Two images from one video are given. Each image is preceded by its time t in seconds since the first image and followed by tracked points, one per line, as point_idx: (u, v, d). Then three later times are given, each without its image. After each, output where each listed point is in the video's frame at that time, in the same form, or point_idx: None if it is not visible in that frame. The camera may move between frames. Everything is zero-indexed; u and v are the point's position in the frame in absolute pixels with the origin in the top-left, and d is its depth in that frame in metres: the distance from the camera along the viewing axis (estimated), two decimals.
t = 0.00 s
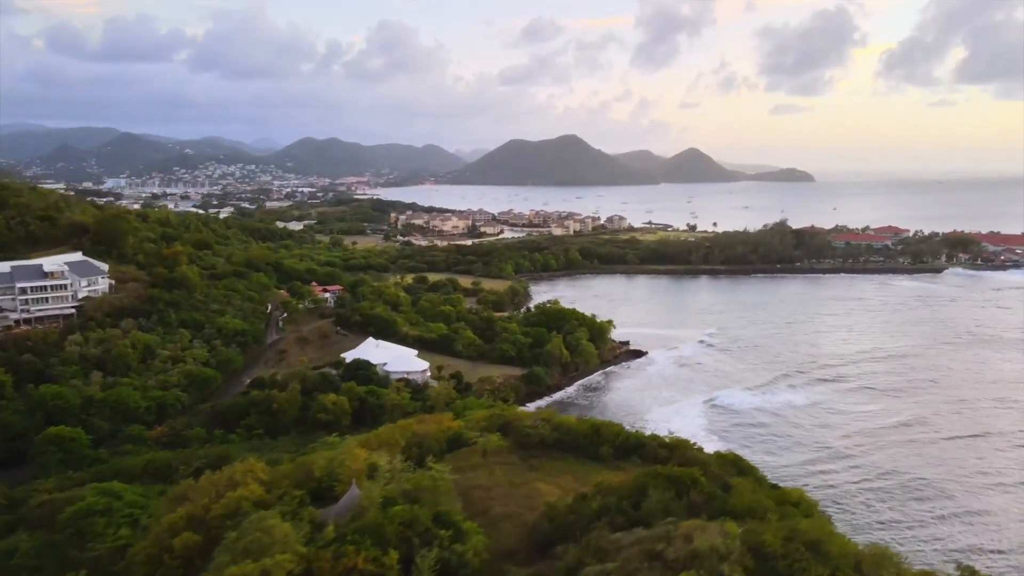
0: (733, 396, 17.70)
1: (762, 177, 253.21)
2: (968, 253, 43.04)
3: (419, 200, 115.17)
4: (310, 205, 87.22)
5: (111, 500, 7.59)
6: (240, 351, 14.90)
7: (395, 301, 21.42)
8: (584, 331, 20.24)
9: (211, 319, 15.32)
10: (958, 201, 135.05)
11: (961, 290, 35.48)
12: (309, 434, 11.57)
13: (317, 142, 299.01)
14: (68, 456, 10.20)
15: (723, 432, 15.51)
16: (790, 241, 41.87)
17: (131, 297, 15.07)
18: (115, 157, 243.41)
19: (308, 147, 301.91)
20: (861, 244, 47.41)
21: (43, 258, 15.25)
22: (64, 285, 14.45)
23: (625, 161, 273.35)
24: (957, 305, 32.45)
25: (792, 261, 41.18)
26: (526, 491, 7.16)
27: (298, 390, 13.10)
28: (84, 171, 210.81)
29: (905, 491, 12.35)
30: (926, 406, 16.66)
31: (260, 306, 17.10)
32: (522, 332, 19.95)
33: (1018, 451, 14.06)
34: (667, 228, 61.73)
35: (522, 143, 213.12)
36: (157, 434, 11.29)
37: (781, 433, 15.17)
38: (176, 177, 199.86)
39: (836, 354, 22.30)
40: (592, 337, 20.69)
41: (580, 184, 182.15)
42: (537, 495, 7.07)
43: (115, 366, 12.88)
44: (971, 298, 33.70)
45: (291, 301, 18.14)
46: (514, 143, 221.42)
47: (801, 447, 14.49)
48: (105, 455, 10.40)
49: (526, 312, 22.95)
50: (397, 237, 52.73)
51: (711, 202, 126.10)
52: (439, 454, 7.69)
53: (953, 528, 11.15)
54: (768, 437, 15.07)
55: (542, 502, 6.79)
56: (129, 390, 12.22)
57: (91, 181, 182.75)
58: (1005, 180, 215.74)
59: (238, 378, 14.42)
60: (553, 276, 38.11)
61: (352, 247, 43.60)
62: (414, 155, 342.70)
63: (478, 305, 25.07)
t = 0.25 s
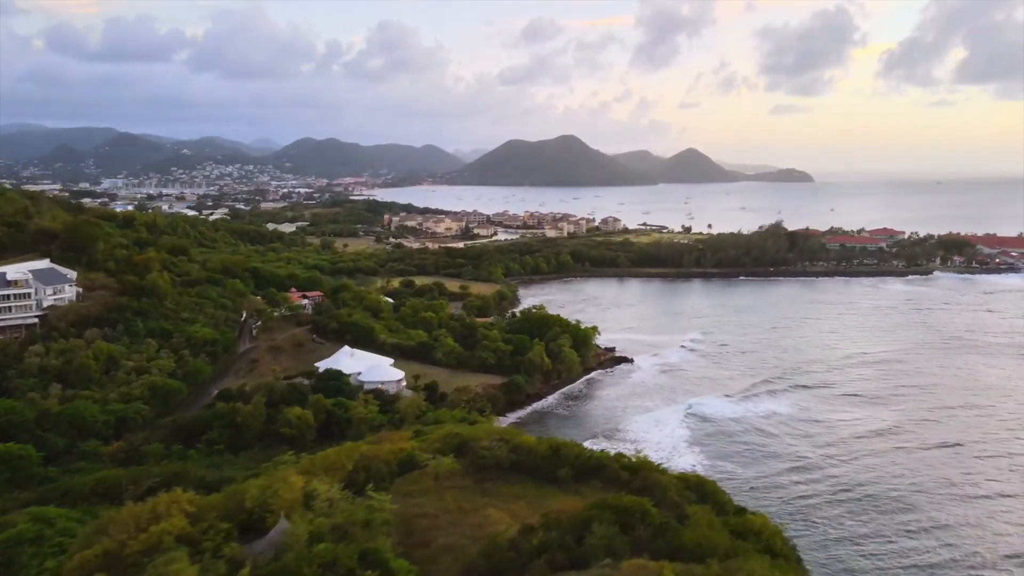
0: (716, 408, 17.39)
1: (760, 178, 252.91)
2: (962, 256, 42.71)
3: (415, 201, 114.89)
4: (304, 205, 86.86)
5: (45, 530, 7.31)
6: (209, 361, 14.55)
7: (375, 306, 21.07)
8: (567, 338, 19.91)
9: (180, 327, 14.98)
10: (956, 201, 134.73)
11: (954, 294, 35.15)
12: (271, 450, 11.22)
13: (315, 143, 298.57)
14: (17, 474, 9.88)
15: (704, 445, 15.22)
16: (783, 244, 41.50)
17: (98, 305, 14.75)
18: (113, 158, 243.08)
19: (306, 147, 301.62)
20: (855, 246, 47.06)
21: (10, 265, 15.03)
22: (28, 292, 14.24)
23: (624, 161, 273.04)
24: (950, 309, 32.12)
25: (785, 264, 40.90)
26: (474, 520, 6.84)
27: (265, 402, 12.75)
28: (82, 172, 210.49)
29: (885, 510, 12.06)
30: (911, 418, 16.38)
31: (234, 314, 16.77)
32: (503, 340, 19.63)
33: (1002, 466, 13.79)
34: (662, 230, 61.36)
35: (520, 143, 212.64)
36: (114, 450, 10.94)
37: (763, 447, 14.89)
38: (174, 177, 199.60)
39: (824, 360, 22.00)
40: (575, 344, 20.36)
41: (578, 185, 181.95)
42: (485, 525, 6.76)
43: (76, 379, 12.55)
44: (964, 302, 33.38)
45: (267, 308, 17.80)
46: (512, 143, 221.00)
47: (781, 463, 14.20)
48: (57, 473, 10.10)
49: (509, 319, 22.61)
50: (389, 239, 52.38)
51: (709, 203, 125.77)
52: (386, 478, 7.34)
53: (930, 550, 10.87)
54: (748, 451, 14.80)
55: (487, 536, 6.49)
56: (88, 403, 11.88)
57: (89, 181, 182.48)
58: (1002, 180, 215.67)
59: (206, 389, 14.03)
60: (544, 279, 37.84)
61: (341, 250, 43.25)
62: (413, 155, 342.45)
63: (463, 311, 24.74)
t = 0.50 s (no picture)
0: (699, 418, 17.07)
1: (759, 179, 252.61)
2: (957, 259, 42.31)
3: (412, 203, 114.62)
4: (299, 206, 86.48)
5: None
6: (176, 371, 14.18)
7: (355, 312, 20.73)
8: (549, 345, 19.55)
9: (147, 337, 14.63)
10: (954, 202, 134.37)
11: (948, 298, 34.80)
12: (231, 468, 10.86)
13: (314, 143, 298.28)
14: None
15: (683, 459, 14.91)
16: (776, 247, 41.15)
17: (63, 314, 14.45)
18: (110, 158, 242.68)
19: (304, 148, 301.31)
20: (849, 249, 46.70)
21: None
22: None
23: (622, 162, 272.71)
24: (943, 313, 31.79)
25: (778, 267, 40.59)
26: (417, 552, 6.48)
27: (229, 415, 12.40)
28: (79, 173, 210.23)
29: (862, 533, 11.77)
30: (895, 433, 16.08)
31: (206, 322, 16.42)
32: (484, 347, 19.28)
33: (985, 486, 13.50)
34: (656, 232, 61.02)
35: (518, 143, 212.24)
36: (67, 467, 10.56)
37: (742, 463, 14.59)
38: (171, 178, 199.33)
39: (811, 367, 21.65)
40: (558, 351, 20.01)
41: (576, 186, 181.68)
42: (429, 558, 6.39)
43: (34, 392, 12.21)
44: (957, 307, 33.02)
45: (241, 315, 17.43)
46: (510, 143, 220.62)
47: (760, 479, 13.91)
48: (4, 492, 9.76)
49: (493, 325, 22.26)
50: (381, 241, 52.04)
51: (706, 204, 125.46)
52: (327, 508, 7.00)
53: None
54: (727, 466, 14.50)
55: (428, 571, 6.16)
56: (44, 417, 11.53)
57: (85, 182, 182.09)
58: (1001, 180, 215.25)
59: (172, 402, 13.66)
60: (534, 282, 37.53)
61: (331, 253, 42.93)
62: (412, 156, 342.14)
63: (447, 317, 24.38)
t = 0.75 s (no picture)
0: (679, 428, 16.73)
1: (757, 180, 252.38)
2: (951, 262, 41.93)
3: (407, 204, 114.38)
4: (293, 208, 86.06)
5: None
6: (139, 383, 13.79)
7: (333, 319, 20.37)
8: (530, 353, 19.19)
9: (111, 347, 14.26)
10: (952, 203, 133.96)
11: (941, 303, 34.43)
12: (186, 486, 10.47)
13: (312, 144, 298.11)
14: None
15: (661, 471, 14.56)
16: (768, 250, 40.79)
17: (24, 324, 14.11)
18: (107, 159, 242.23)
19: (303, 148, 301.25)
20: (843, 252, 46.32)
21: None
22: None
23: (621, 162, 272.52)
24: (935, 318, 31.43)
25: (771, 270, 40.23)
26: None
27: (189, 431, 12.04)
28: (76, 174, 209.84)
29: (838, 552, 11.46)
30: (878, 444, 15.74)
31: (175, 330, 16.03)
32: (463, 355, 18.92)
33: (967, 500, 13.17)
34: (650, 234, 60.61)
35: (515, 143, 211.78)
36: (13, 487, 10.17)
37: (720, 476, 14.26)
38: (169, 179, 199.00)
39: (798, 374, 21.28)
40: (539, 359, 19.65)
41: (573, 188, 181.37)
42: None
43: None
44: (950, 311, 32.65)
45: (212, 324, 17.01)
46: (508, 144, 220.22)
47: (737, 493, 13.57)
48: None
49: (475, 332, 21.89)
50: (372, 244, 51.66)
51: (703, 206, 125.07)
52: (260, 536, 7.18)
53: None
54: (704, 479, 14.16)
55: None
56: None
57: (82, 184, 181.72)
58: (1001, 180, 214.77)
59: (133, 415, 13.28)
60: (524, 285, 37.20)
61: (320, 256, 42.54)
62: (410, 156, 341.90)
63: (429, 323, 24.02)
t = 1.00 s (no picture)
0: (660, 438, 16.40)
1: (755, 180, 252.20)
2: (946, 265, 41.58)
3: (403, 205, 113.98)
4: (288, 209, 85.68)
5: None
6: (103, 395, 13.42)
7: (311, 326, 20.04)
8: (511, 361, 18.88)
9: (75, 358, 13.89)
10: (951, 204, 133.62)
11: (934, 306, 34.10)
12: (138, 507, 10.15)
13: (310, 144, 297.62)
14: None
15: (638, 483, 14.24)
16: (761, 253, 40.46)
17: None
18: (105, 159, 241.87)
19: (300, 148, 300.81)
20: (838, 255, 45.98)
21: None
22: None
23: (619, 163, 272.20)
24: (927, 322, 31.15)
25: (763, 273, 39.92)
26: None
27: (148, 446, 11.71)
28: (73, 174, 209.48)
29: (813, 568, 11.17)
30: (862, 454, 15.43)
31: (145, 339, 15.68)
32: (442, 364, 18.60)
33: (948, 512, 12.89)
34: (645, 236, 60.27)
35: (513, 144, 211.41)
36: None
37: (698, 488, 13.95)
38: (166, 179, 198.66)
39: (785, 380, 20.95)
40: (521, 368, 19.34)
41: (571, 188, 180.98)
42: None
43: None
44: (943, 315, 32.31)
45: (185, 332, 16.68)
46: (506, 144, 219.80)
47: (715, 506, 13.25)
48: None
49: (457, 339, 21.57)
50: (363, 246, 51.31)
51: (700, 206, 124.74)
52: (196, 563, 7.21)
53: None
54: (683, 492, 13.84)
55: None
56: None
57: (79, 184, 181.34)
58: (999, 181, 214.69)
59: (96, 428, 12.92)
60: (514, 288, 36.88)
61: (310, 259, 42.17)
62: (408, 156, 341.48)
63: (413, 329, 23.69)
